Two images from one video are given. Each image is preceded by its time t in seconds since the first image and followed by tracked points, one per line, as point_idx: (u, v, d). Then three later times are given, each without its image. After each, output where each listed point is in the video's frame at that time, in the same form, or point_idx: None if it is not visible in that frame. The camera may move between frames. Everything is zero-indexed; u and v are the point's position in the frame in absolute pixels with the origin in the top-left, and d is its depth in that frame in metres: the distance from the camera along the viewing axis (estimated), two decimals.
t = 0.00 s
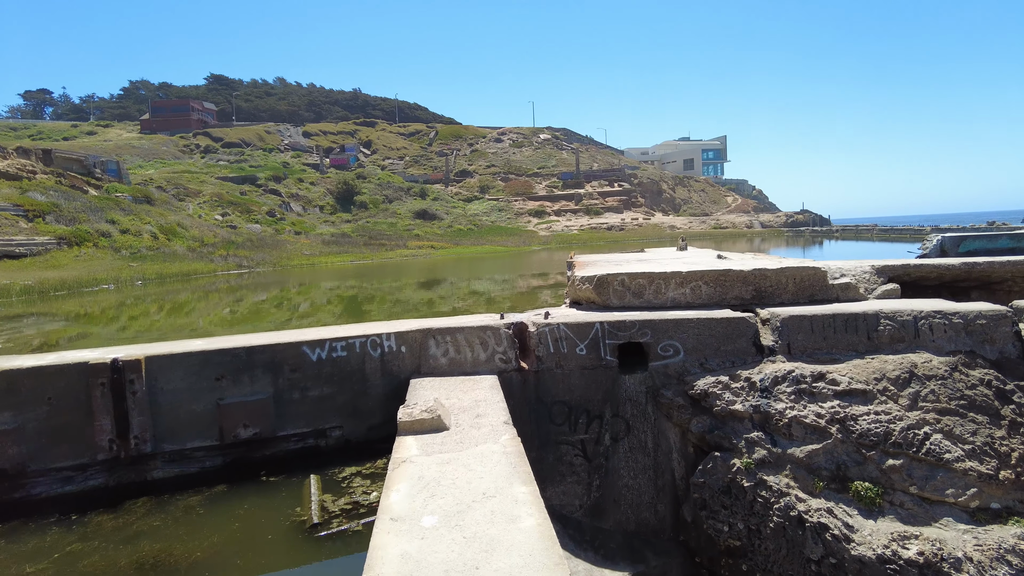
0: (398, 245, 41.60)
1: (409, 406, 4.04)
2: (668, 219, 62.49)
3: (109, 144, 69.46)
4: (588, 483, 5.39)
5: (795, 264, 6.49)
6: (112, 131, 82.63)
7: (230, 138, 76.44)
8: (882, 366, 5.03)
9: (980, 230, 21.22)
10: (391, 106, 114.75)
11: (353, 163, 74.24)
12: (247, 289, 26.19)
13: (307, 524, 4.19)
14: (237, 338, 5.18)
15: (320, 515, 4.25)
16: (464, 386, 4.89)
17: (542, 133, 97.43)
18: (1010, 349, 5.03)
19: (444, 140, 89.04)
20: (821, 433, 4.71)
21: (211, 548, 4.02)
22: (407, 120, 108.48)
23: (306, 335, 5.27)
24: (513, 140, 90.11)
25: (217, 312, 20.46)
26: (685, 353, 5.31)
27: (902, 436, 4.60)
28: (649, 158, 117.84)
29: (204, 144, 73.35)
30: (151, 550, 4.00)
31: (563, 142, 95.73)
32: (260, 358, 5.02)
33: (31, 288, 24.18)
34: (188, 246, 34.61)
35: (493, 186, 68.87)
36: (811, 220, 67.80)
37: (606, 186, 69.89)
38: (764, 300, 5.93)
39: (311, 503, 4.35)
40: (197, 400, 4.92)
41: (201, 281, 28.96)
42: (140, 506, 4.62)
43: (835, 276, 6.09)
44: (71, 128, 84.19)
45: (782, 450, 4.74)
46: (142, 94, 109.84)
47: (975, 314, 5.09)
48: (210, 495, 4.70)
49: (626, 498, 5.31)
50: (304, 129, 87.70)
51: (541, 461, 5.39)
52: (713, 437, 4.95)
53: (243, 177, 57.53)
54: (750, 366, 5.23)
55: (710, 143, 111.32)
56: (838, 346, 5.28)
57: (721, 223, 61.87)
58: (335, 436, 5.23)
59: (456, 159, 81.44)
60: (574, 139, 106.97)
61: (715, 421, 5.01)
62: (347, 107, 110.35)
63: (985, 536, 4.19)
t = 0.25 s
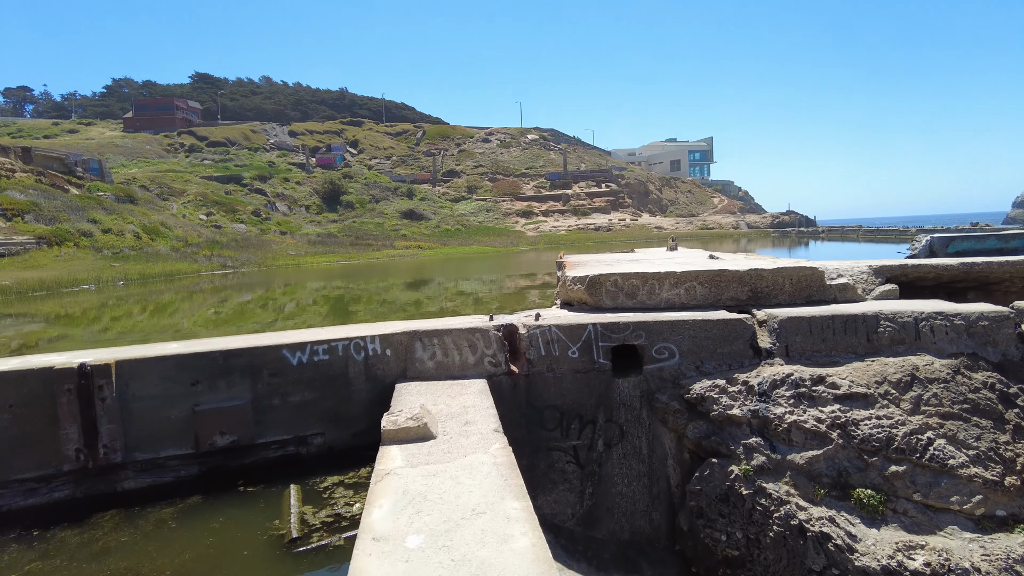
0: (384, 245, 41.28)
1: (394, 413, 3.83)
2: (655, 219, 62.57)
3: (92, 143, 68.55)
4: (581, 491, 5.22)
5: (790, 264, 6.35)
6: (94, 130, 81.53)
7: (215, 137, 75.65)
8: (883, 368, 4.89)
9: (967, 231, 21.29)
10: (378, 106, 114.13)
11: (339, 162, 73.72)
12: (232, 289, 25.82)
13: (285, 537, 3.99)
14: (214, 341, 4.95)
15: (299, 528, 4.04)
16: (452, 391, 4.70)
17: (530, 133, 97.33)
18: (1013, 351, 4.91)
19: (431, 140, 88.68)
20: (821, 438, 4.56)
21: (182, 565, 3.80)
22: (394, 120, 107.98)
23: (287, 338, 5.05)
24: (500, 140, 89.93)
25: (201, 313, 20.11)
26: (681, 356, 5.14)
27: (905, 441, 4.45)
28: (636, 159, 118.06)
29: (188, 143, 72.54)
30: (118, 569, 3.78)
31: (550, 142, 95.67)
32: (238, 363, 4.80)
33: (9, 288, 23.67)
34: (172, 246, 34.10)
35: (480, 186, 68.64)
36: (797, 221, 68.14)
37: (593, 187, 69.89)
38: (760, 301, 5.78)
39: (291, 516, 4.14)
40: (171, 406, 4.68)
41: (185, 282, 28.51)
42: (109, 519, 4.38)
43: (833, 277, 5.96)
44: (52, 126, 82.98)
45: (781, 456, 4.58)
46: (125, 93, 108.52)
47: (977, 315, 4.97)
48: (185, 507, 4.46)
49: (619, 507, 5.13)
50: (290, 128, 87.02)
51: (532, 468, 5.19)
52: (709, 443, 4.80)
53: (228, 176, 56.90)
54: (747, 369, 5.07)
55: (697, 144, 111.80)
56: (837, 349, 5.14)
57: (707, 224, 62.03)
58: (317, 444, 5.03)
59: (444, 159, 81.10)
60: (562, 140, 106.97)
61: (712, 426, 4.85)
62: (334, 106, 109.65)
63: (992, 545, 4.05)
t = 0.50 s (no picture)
0: (375, 246, 40.93)
1: (377, 424, 3.60)
2: (646, 220, 62.53)
3: (79, 143, 67.74)
4: (575, 502, 4.99)
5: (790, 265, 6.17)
6: (81, 129, 80.65)
7: (204, 137, 74.98)
8: (890, 373, 4.69)
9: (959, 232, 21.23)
10: (368, 106, 113.59)
11: (330, 163, 73.23)
12: (220, 291, 25.43)
13: (262, 556, 3.78)
14: (189, 346, 4.70)
15: (277, 546, 3.83)
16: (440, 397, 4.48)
17: (521, 134, 97.12)
18: None
19: (422, 141, 88.29)
20: (827, 447, 4.36)
21: None
22: (385, 121, 107.51)
23: (267, 342, 4.81)
24: (491, 141, 89.69)
25: (189, 314, 19.78)
26: (680, 360, 4.93)
27: (915, 450, 4.26)
28: (627, 160, 118.10)
29: (177, 143, 71.87)
30: None
31: (542, 143, 95.53)
32: (214, 368, 4.55)
33: None
34: (159, 247, 33.62)
35: (471, 187, 68.35)
36: (788, 222, 68.27)
37: (584, 188, 69.77)
38: (760, 304, 5.59)
39: (268, 532, 3.94)
40: (143, 415, 4.42)
41: (173, 283, 28.10)
42: (74, 535, 4.13)
43: (835, 278, 5.77)
44: (39, 125, 82.00)
45: (785, 465, 4.38)
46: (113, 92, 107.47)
47: (987, 318, 4.79)
48: (156, 524, 4.21)
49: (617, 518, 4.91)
50: (280, 128, 86.40)
51: (524, 478, 4.96)
52: (709, 451, 4.58)
53: (217, 177, 56.35)
54: (749, 374, 4.87)
55: (688, 146, 111.98)
56: (842, 352, 4.94)
57: (698, 225, 62.03)
58: (298, 454, 4.79)
59: (435, 160, 80.77)
60: (553, 141, 106.87)
61: (713, 434, 4.64)
62: (324, 107, 109.07)
63: (1007, 560, 3.86)
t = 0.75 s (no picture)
0: (367, 247, 40.62)
1: (361, 443, 3.38)
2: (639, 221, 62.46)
3: (67, 143, 67.03)
4: (572, 519, 4.79)
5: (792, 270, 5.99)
6: (70, 129, 79.86)
7: (194, 137, 74.38)
8: (899, 384, 4.50)
9: (953, 233, 21.16)
10: (360, 106, 113.03)
11: (321, 163, 72.78)
12: (210, 293, 25.09)
13: None
14: (165, 356, 4.46)
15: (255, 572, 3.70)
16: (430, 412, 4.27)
17: (513, 135, 96.92)
18: None
19: (414, 141, 87.94)
20: (835, 462, 4.16)
21: None
22: (377, 121, 107.05)
23: (247, 352, 4.57)
24: (483, 142, 89.44)
25: (179, 316, 19.46)
26: (680, 370, 4.72)
27: (928, 464, 4.06)
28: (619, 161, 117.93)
29: (167, 143, 71.25)
30: None
31: (534, 144, 95.38)
32: (191, 380, 4.31)
33: None
34: (148, 248, 33.18)
35: (464, 188, 68.09)
36: (780, 223, 68.34)
37: (577, 189, 69.64)
38: (762, 310, 5.40)
39: (246, 558, 3.82)
40: (114, 431, 4.18)
41: (161, 285, 27.70)
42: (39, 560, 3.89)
43: (839, 283, 5.59)
44: (26, 125, 81.13)
45: (791, 481, 4.18)
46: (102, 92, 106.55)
47: (998, 326, 4.60)
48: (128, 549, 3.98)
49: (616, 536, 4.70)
50: (271, 129, 85.86)
51: (519, 494, 4.74)
52: (712, 466, 4.39)
53: (208, 177, 55.85)
54: (752, 385, 4.67)
55: (679, 147, 112.05)
56: (848, 362, 4.76)
57: (690, 226, 61.98)
58: (281, 469, 4.55)
59: (427, 160, 80.41)
60: (545, 142, 106.72)
61: (716, 448, 4.44)
62: (316, 107, 108.52)
63: None
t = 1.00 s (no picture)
0: (356, 248, 40.28)
1: (348, 456, 3.17)
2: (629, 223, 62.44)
3: (53, 143, 66.19)
4: (571, 532, 4.61)
5: (794, 272, 5.84)
6: (56, 129, 78.91)
7: (183, 138, 73.67)
8: (909, 390, 4.34)
9: (945, 235, 21.17)
10: (350, 107, 112.51)
11: (311, 164, 72.30)
12: (198, 294, 24.72)
13: None
14: (141, 363, 4.23)
15: None
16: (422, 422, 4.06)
17: (504, 136, 96.75)
18: None
19: (405, 142, 87.60)
20: (845, 472, 3.98)
21: None
22: (367, 122, 106.58)
23: (229, 359, 4.35)
24: (474, 143, 89.20)
25: (167, 318, 19.13)
26: (683, 377, 4.53)
27: (942, 474, 3.90)
28: (610, 163, 118.06)
29: (155, 144, 70.54)
30: None
31: (525, 145, 95.24)
32: (169, 389, 4.09)
33: None
34: (136, 249, 32.69)
35: (455, 189, 67.82)
36: (770, 225, 68.53)
37: (568, 191, 69.55)
38: (765, 314, 5.23)
39: None
40: (85, 443, 3.95)
41: (149, 286, 27.31)
42: None
43: (843, 286, 5.43)
44: (12, 125, 80.09)
45: (800, 492, 4.00)
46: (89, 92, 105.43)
47: (1010, 330, 4.45)
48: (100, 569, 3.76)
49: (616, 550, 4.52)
50: (261, 129, 85.23)
51: (514, 506, 4.53)
52: (717, 477, 4.21)
53: (196, 178, 55.28)
54: (757, 391, 4.49)
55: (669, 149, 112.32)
56: (856, 367, 4.59)
57: (681, 228, 62.03)
58: (265, 481, 4.34)
59: (418, 161, 80.09)
60: (536, 143, 106.65)
61: (720, 458, 4.26)
62: (305, 108, 107.89)
63: None
